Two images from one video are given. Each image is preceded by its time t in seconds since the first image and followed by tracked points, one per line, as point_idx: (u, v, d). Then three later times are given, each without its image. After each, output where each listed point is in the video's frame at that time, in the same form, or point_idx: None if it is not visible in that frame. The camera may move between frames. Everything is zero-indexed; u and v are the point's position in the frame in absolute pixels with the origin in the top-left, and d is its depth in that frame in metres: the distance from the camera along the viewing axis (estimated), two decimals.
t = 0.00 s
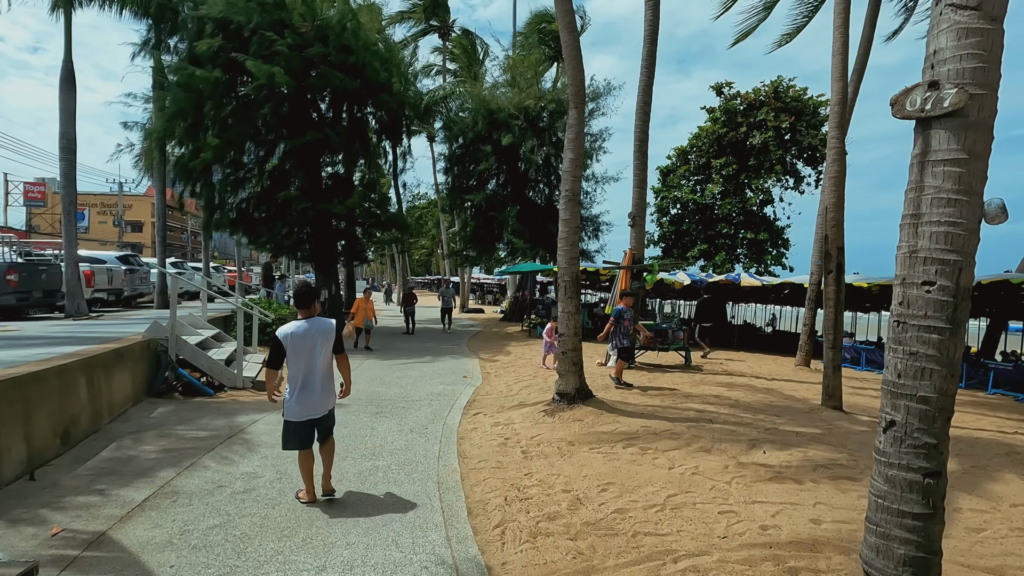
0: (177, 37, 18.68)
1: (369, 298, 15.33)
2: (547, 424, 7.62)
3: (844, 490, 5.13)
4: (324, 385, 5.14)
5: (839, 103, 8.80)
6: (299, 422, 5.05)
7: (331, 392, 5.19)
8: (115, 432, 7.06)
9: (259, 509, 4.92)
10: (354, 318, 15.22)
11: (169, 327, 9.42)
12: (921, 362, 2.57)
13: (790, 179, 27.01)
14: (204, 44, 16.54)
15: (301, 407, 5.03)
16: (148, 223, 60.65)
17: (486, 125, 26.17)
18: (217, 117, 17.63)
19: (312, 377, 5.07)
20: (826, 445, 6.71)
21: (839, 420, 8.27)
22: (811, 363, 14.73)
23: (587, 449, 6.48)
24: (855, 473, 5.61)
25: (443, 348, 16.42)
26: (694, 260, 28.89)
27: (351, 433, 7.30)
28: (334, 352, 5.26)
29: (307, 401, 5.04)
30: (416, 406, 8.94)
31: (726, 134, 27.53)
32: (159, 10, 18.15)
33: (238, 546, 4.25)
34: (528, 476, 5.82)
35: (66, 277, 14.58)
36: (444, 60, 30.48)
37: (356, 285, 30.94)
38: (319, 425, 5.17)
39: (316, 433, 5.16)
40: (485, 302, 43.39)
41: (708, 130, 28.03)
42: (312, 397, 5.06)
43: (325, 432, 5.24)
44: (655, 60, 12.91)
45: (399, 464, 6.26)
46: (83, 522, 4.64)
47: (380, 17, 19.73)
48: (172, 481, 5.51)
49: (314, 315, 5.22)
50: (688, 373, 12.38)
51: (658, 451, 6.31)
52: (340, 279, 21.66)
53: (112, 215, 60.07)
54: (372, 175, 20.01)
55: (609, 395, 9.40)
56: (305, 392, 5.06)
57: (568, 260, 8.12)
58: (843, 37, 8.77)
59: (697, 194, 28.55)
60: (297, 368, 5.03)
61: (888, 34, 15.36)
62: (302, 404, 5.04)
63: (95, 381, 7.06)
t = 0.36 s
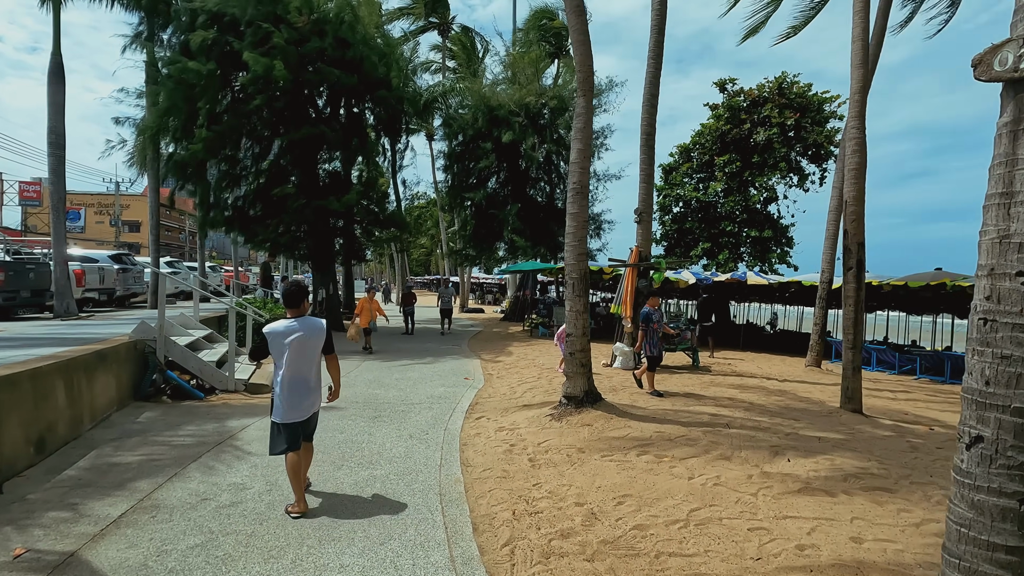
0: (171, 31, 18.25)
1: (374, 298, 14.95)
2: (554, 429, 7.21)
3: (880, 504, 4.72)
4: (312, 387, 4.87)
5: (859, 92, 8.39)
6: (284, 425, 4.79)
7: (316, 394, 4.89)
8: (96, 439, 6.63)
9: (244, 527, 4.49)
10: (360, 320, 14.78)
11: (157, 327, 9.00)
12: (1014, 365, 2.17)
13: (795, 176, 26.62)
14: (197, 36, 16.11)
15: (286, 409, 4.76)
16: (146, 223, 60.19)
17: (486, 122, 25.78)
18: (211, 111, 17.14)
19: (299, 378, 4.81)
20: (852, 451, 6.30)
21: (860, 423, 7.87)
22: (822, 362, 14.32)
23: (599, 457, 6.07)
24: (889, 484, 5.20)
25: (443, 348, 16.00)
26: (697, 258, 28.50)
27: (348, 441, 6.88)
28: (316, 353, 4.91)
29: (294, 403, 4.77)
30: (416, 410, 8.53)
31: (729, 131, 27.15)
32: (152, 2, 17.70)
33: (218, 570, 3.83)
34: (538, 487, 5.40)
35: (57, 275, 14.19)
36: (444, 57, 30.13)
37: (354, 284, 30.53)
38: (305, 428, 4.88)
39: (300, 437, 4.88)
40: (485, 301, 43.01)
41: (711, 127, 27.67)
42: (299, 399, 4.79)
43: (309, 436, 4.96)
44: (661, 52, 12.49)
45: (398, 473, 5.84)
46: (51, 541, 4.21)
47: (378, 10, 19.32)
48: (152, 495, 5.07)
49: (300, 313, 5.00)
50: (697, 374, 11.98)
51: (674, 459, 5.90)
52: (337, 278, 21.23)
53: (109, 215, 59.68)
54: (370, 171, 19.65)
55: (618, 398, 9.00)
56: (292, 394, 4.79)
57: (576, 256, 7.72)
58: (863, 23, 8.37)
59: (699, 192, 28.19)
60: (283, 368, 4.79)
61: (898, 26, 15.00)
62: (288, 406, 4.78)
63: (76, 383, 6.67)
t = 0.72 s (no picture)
0: (167, 26, 17.87)
1: (383, 300, 14.46)
2: (566, 440, 6.83)
3: (927, 527, 4.34)
4: (306, 387, 4.77)
5: (885, 84, 7.99)
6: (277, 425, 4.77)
7: (299, 396, 4.72)
8: (81, 450, 6.26)
9: (233, 553, 4.10)
10: (365, 322, 14.40)
11: (149, 330, 8.62)
12: None
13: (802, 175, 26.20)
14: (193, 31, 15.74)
15: (277, 409, 4.70)
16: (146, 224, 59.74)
17: (489, 121, 25.37)
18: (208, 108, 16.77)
19: (292, 378, 4.73)
20: (885, 465, 5.91)
21: (887, 433, 7.47)
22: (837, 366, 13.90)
23: (616, 472, 5.68)
24: (933, 503, 4.81)
25: (446, 351, 15.59)
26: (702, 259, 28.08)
27: (347, 452, 6.48)
28: (300, 355, 4.75)
29: (285, 403, 4.69)
30: (418, 417, 8.14)
31: (736, 129, 26.71)
32: None
33: None
34: (552, 506, 5.00)
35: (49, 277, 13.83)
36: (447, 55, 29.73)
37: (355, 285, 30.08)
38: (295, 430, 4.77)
39: (293, 440, 4.79)
40: (488, 302, 42.55)
41: (717, 125, 27.25)
42: (291, 400, 4.71)
43: (305, 441, 4.84)
44: (672, 45, 12.08)
45: (401, 489, 5.44)
46: (22, 569, 3.84)
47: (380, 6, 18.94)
48: (135, 515, 4.68)
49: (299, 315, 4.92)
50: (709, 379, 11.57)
51: (697, 474, 5.51)
52: (338, 280, 20.86)
53: (109, 216, 59.24)
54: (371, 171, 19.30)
55: (630, 405, 8.61)
56: (282, 395, 4.73)
57: (588, 257, 7.32)
58: (889, 11, 7.98)
59: (705, 192, 27.78)
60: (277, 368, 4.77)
61: (913, 20, 14.60)
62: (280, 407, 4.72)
63: (61, 391, 6.32)
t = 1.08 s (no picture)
0: (162, 17, 17.47)
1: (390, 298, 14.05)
2: (575, 444, 6.45)
3: (976, 545, 3.97)
4: (289, 384, 4.47)
5: (910, 69, 7.59)
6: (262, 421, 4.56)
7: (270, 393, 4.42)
8: (61, 455, 5.89)
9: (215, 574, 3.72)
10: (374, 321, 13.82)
11: (138, 328, 8.25)
12: None
13: (809, 172, 25.78)
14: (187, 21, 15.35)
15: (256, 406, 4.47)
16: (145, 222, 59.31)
17: (490, 116, 24.95)
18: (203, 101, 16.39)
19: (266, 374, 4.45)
20: (919, 472, 5.52)
21: (913, 437, 7.08)
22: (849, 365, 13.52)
23: (631, 480, 5.29)
24: (978, 516, 4.43)
25: (447, 350, 15.21)
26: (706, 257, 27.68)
27: (343, 457, 6.10)
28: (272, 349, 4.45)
29: (266, 401, 4.39)
30: (419, 419, 7.77)
31: (741, 125, 26.28)
32: None
33: None
34: (564, 518, 4.62)
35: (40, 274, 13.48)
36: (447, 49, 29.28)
37: (355, 283, 29.68)
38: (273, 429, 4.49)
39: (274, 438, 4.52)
40: (489, 301, 42.17)
41: (722, 121, 26.82)
42: (274, 399, 4.42)
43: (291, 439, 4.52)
44: (682, 33, 11.66)
45: (399, 499, 5.05)
46: None
47: None
48: (110, 530, 4.30)
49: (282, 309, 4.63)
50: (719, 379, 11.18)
51: (718, 482, 5.13)
52: (336, 277, 20.50)
53: (107, 214, 58.79)
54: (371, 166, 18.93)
55: (641, 406, 8.22)
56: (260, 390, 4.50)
57: (598, 251, 6.93)
58: None
59: (710, 188, 27.38)
60: (258, 365, 4.49)
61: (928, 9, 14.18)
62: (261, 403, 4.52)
63: (39, 391, 5.93)
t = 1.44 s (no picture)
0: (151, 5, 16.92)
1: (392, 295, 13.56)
2: (583, 453, 6.04)
3: None
4: (264, 387, 4.15)
5: (937, 55, 7.17)
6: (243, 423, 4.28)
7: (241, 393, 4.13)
8: (29, 467, 5.45)
9: None
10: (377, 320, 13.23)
11: (119, 329, 7.79)
12: None
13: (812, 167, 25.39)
14: (175, 9, 14.81)
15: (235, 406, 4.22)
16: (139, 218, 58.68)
17: (489, 110, 24.48)
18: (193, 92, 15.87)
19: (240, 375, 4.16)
20: (954, 486, 5.13)
21: (939, 444, 6.69)
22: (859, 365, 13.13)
23: (645, 496, 4.87)
24: None
25: (445, 349, 14.80)
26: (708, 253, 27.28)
27: (333, 469, 5.67)
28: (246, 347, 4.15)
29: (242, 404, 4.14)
30: (415, 425, 7.36)
31: (743, 119, 25.86)
32: None
33: None
34: (576, 541, 4.20)
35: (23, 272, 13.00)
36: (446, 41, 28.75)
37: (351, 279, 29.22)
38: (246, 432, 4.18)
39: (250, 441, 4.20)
40: (486, 298, 41.74)
41: (724, 115, 26.39)
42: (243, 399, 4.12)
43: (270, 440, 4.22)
44: (690, 20, 11.21)
45: (394, 517, 4.60)
46: None
47: None
48: (70, 559, 3.84)
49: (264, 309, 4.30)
50: (727, 380, 10.80)
51: (741, 498, 4.72)
52: (331, 274, 20.06)
53: (101, 210, 58.10)
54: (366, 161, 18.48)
55: (650, 411, 7.81)
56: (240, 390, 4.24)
57: (607, 248, 6.50)
58: None
59: (712, 184, 26.98)
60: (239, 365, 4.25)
61: None
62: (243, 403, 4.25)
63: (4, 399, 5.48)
